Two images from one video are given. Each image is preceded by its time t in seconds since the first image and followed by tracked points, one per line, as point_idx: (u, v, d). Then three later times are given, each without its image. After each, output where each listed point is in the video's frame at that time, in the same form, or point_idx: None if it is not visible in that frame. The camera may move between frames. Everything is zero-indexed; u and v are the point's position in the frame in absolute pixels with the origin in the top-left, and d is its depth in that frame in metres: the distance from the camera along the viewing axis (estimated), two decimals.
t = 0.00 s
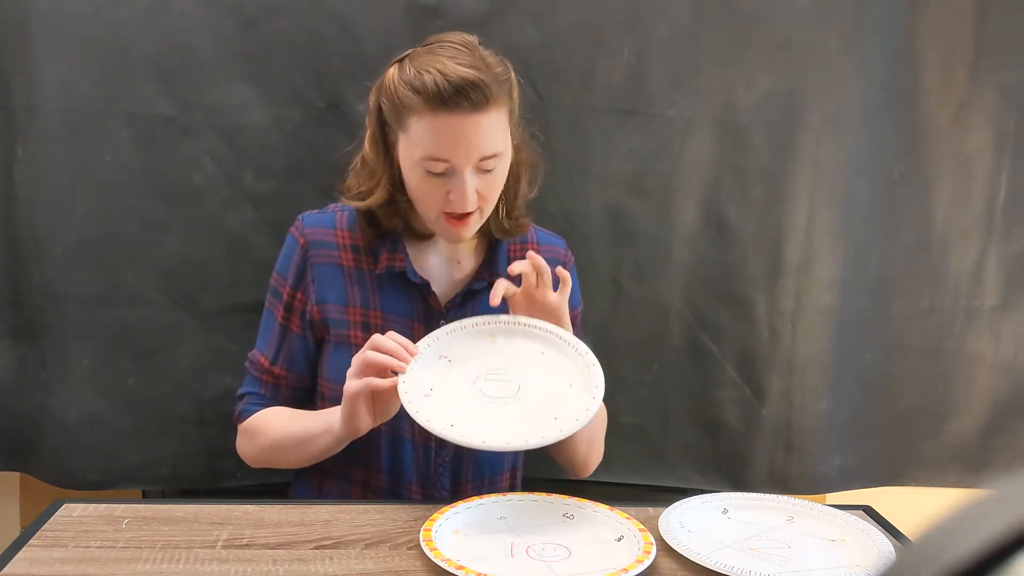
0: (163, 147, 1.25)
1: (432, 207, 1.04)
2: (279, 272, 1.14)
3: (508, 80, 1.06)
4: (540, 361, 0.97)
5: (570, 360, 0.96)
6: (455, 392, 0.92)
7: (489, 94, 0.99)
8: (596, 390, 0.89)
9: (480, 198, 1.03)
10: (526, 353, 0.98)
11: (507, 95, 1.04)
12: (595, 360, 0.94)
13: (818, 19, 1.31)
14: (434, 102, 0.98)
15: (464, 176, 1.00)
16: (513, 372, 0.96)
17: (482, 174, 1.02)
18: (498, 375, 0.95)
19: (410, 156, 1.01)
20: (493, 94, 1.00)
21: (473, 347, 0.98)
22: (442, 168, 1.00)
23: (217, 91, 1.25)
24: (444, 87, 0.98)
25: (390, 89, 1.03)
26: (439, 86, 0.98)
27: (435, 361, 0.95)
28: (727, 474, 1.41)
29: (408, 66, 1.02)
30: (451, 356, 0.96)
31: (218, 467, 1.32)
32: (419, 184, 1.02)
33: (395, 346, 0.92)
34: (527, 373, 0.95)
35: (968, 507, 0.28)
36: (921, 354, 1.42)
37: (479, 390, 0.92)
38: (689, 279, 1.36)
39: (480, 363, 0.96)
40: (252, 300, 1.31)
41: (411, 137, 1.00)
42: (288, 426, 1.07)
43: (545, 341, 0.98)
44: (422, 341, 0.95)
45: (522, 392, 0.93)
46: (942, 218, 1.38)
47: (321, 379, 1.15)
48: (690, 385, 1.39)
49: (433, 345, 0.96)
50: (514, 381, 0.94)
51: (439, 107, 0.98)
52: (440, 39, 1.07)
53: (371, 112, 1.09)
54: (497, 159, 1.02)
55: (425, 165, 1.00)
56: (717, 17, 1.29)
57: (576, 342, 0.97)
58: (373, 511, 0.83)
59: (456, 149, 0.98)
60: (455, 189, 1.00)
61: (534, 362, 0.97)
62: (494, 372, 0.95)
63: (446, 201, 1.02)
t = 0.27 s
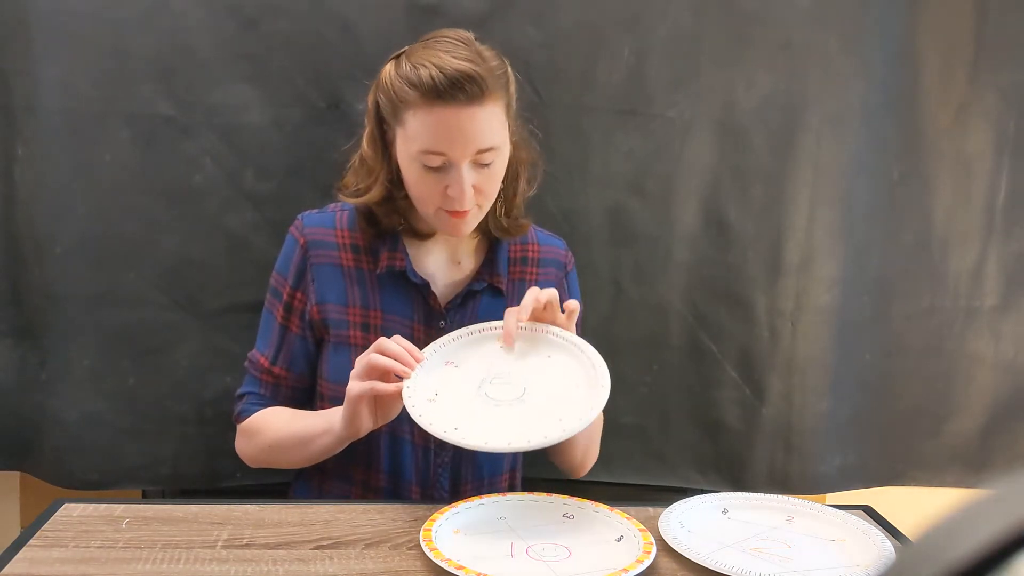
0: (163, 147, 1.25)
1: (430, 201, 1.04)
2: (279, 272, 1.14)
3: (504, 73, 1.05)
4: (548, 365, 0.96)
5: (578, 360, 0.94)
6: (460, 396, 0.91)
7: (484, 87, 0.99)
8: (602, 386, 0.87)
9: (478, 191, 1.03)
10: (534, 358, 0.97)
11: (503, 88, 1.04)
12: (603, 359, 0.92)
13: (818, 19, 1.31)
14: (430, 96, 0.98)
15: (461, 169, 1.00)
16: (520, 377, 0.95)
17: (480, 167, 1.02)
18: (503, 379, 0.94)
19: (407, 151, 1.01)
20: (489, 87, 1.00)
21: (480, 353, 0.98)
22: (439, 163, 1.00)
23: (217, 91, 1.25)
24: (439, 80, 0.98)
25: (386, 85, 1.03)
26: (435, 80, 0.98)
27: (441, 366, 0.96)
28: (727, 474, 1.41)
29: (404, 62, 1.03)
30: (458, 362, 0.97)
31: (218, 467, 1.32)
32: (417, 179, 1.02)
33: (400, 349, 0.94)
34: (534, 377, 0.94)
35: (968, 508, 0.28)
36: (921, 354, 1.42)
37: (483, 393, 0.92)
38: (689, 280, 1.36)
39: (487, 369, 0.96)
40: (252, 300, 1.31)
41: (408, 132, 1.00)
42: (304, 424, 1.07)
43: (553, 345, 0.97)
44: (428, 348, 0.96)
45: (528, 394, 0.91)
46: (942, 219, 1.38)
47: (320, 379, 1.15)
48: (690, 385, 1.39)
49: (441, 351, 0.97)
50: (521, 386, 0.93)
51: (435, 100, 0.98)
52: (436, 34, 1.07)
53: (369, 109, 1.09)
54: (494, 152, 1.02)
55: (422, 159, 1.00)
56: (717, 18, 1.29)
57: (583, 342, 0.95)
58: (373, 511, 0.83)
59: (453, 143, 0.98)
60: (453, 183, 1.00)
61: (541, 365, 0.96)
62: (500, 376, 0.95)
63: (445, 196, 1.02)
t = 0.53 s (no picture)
0: (163, 147, 1.25)
1: (427, 194, 1.04)
2: (279, 272, 1.14)
3: (506, 69, 1.06)
4: (551, 359, 0.97)
5: (580, 356, 0.95)
6: (463, 395, 0.92)
7: (485, 80, 1.00)
8: (605, 383, 0.88)
9: (475, 186, 1.03)
10: (536, 353, 0.98)
11: (504, 84, 1.04)
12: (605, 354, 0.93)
13: (818, 19, 1.31)
14: (431, 87, 0.98)
15: (459, 162, 1.00)
16: (522, 373, 0.96)
17: (478, 161, 1.02)
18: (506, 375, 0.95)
19: (406, 143, 1.01)
20: (489, 81, 1.00)
21: (481, 348, 0.99)
22: (437, 155, 1.00)
23: (218, 91, 1.25)
24: (440, 72, 0.98)
25: (387, 77, 1.04)
26: (437, 72, 0.98)
27: (442, 364, 0.96)
28: (727, 474, 1.41)
29: (406, 54, 1.03)
30: (460, 358, 0.97)
31: (218, 467, 1.32)
32: (414, 171, 1.02)
33: (402, 350, 0.93)
34: (536, 373, 0.95)
35: (968, 507, 0.28)
36: (922, 354, 1.42)
37: (487, 391, 0.93)
38: (689, 279, 1.36)
39: (490, 365, 0.97)
40: (252, 300, 1.31)
41: (407, 123, 1.01)
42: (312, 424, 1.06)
43: (554, 339, 0.99)
44: (428, 346, 0.96)
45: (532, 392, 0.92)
46: (942, 219, 1.38)
47: (320, 379, 1.15)
48: (690, 385, 1.39)
49: (442, 348, 0.97)
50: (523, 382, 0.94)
51: (435, 92, 0.98)
52: (440, 30, 1.08)
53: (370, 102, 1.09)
54: (493, 146, 1.02)
55: (420, 151, 1.00)
56: (717, 18, 1.29)
57: (585, 337, 0.97)
58: (373, 511, 0.83)
59: (451, 135, 0.98)
60: (450, 176, 1.00)
61: (543, 359, 0.97)
62: (502, 372, 0.96)
63: (442, 189, 1.02)
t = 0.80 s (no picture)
0: (163, 147, 1.25)
1: (415, 169, 1.06)
2: (279, 271, 1.14)
3: (510, 59, 1.10)
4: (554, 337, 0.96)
5: (584, 336, 0.95)
6: (464, 368, 0.92)
7: (485, 61, 1.04)
8: (608, 371, 0.88)
9: (464, 164, 1.05)
10: (539, 328, 0.98)
11: (505, 71, 1.07)
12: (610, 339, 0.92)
13: (818, 19, 1.31)
14: (431, 61, 1.03)
15: (449, 136, 1.03)
16: (525, 349, 0.95)
17: (468, 139, 1.04)
18: (508, 349, 0.95)
19: (403, 115, 1.05)
20: (489, 63, 1.04)
21: (485, 318, 0.98)
22: (430, 126, 1.03)
23: (218, 91, 1.25)
24: (441, 47, 1.02)
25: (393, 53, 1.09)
26: (439, 46, 1.03)
27: (445, 334, 0.95)
28: (727, 474, 1.41)
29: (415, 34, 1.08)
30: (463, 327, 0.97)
31: (218, 466, 1.32)
32: (405, 144, 1.05)
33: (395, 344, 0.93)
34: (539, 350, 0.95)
35: (968, 507, 0.28)
36: (922, 354, 1.42)
37: (488, 366, 0.92)
38: (689, 279, 1.36)
39: (493, 337, 0.96)
40: (252, 300, 1.31)
41: (405, 96, 1.05)
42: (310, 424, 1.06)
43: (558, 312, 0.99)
44: (432, 312, 0.95)
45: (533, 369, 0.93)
46: (942, 219, 1.38)
47: (319, 378, 1.15)
48: (690, 385, 1.39)
49: (445, 316, 0.96)
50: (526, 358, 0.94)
51: (435, 65, 1.02)
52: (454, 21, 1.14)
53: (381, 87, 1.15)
54: (485, 126, 1.05)
55: (413, 123, 1.04)
56: (717, 18, 1.29)
57: (589, 314, 0.96)
58: (373, 511, 0.83)
59: (445, 106, 1.02)
60: (439, 149, 1.03)
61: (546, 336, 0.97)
62: (504, 345, 0.95)
63: (429, 163, 1.04)
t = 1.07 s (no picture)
0: (163, 147, 1.25)
1: (414, 156, 1.05)
2: (277, 267, 1.15)
3: (514, 56, 1.11)
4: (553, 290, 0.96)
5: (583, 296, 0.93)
6: (457, 308, 0.94)
7: (487, 51, 1.05)
8: (591, 343, 0.87)
9: (462, 151, 1.04)
10: (540, 277, 0.97)
11: (508, 65, 1.09)
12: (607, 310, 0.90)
13: (819, 19, 1.31)
14: (434, 50, 1.04)
15: (449, 122, 1.03)
16: (523, 296, 0.95)
17: (468, 127, 1.04)
18: (506, 294, 0.95)
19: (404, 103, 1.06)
20: (491, 55, 1.06)
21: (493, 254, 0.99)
22: (431, 113, 1.04)
23: (218, 92, 1.25)
24: (444, 37, 1.04)
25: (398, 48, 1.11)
26: (443, 36, 1.05)
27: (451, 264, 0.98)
28: (727, 474, 1.41)
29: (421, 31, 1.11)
30: (468, 261, 0.98)
31: (218, 466, 1.32)
32: (405, 132, 1.05)
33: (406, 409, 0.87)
34: (537, 302, 0.94)
35: (968, 507, 0.28)
36: (922, 354, 1.42)
37: (480, 310, 0.93)
38: (690, 279, 1.36)
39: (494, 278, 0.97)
40: (252, 299, 1.31)
41: (406, 85, 1.06)
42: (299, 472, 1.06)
43: (563, 267, 0.97)
44: (438, 243, 0.96)
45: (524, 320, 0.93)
46: (943, 218, 1.38)
47: (318, 374, 1.15)
48: (690, 385, 1.39)
49: (451, 250, 0.97)
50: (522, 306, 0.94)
51: (437, 55, 1.04)
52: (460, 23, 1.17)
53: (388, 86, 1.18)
54: (485, 115, 1.05)
55: (414, 111, 1.04)
56: (717, 18, 1.29)
57: (592, 275, 0.93)
58: (373, 511, 0.83)
59: (445, 92, 1.02)
60: (438, 135, 1.03)
61: (546, 288, 0.96)
62: (504, 290, 0.95)
63: (428, 149, 1.04)
